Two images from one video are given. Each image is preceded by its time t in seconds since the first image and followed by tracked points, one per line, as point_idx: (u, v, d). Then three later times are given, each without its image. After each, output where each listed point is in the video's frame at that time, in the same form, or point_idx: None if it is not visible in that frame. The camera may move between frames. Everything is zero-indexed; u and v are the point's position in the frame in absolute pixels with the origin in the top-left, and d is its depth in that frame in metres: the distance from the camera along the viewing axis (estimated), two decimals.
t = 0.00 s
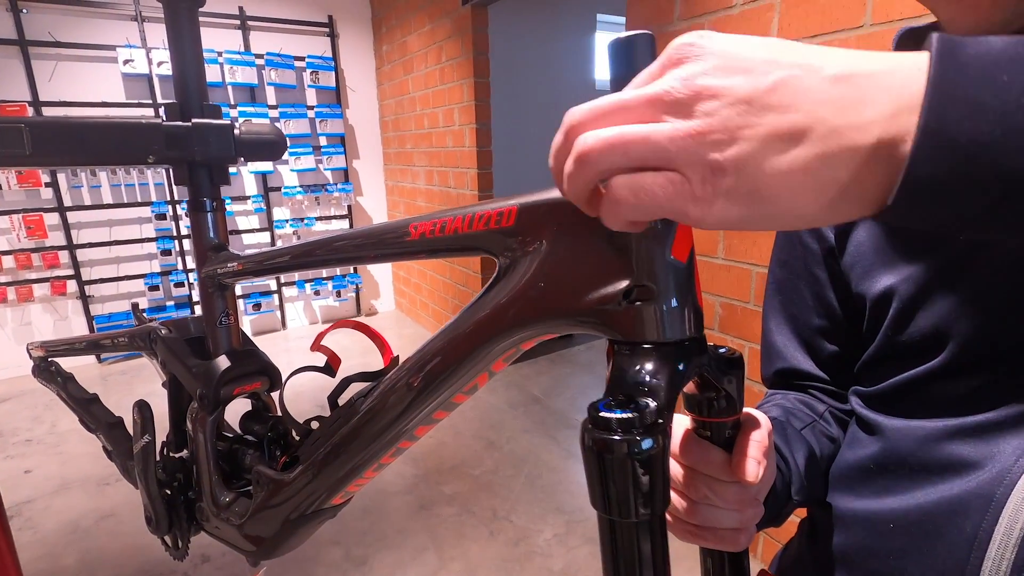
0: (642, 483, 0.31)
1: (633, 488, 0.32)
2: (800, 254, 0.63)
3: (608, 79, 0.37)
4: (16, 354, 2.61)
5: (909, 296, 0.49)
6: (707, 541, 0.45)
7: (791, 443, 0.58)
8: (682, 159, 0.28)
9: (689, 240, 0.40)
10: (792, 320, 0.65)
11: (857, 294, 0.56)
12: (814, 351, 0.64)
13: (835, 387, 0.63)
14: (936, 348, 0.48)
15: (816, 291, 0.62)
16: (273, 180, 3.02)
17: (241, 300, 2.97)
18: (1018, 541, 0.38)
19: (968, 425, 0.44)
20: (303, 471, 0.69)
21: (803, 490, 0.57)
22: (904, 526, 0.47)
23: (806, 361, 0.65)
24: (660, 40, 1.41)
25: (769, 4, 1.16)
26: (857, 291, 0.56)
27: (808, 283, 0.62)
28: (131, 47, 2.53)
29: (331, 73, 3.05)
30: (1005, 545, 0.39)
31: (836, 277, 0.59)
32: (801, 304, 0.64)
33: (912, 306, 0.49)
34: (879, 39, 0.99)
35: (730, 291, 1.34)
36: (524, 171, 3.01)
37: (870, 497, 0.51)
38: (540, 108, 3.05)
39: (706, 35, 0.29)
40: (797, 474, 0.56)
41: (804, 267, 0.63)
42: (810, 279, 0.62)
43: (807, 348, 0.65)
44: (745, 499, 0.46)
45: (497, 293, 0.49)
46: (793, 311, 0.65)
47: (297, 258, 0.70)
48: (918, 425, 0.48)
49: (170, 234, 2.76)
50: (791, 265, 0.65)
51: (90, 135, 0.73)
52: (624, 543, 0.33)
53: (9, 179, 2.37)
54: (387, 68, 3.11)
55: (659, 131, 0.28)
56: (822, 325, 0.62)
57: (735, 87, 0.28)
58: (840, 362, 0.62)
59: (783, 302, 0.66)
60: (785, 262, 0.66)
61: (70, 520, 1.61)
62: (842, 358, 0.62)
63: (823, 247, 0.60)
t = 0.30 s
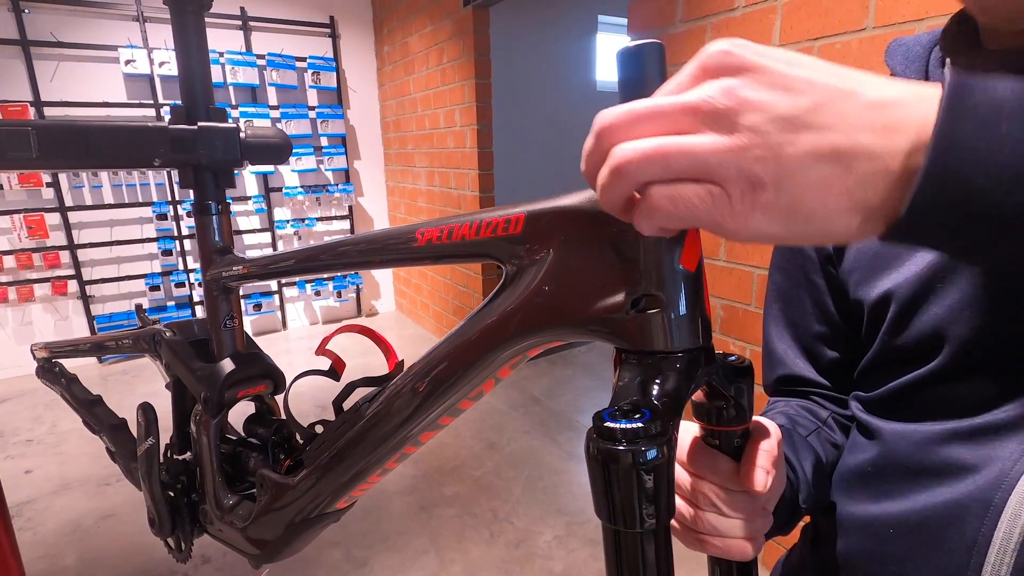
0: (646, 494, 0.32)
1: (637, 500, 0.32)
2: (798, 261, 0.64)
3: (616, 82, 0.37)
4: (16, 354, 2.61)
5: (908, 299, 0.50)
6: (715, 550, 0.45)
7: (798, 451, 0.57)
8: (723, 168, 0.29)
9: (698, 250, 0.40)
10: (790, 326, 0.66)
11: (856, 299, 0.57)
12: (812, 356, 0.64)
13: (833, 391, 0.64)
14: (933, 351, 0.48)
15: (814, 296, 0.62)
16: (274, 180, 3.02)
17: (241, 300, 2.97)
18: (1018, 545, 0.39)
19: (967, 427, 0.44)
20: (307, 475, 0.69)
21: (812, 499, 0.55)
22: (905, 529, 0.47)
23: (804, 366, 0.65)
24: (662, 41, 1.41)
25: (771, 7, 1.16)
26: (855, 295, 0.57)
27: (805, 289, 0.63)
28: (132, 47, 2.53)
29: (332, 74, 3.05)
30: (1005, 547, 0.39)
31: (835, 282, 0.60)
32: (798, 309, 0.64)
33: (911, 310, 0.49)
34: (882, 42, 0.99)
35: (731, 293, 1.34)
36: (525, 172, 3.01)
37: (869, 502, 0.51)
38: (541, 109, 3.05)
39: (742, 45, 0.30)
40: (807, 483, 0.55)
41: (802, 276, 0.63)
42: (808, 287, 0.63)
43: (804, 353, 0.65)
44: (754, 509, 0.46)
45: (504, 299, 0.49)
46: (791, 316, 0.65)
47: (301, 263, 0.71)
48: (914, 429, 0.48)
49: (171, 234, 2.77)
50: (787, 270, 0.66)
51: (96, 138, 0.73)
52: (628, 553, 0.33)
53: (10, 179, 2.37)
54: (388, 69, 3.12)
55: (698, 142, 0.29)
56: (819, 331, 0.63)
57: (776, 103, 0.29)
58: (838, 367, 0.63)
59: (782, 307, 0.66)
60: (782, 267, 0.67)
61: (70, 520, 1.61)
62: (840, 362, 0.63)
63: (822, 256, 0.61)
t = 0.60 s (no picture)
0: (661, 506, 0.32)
1: (652, 510, 0.32)
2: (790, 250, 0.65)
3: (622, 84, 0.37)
4: (17, 355, 2.62)
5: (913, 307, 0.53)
6: (718, 556, 0.45)
7: (791, 450, 0.56)
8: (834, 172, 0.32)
9: (703, 257, 0.40)
10: (776, 317, 0.67)
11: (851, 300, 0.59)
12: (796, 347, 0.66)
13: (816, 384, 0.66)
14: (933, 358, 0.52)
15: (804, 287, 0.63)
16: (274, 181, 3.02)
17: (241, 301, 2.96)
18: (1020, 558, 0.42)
19: (962, 436, 0.48)
20: (310, 479, 0.69)
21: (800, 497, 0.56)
22: (905, 535, 0.50)
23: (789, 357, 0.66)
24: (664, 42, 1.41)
25: (772, 8, 1.16)
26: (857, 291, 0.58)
27: (794, 280, 0.64)
28: (133, 48, 2.53)
29: (333, 74, 3.04)
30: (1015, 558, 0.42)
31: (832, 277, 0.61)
32: (787, 301, 0.65)
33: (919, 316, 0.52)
34: (882, 43, 0.99)
35: (731, 294, 1.34)
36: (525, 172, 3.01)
37: (864, 510, 0.54)
38: (541, 109, 3.05)
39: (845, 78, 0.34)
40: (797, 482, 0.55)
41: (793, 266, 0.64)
42: (794, 283, 0.64)
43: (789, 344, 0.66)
44: (756, 513, 0.45)
45: (509, 304, 0.49)
46: (779, 306, 0.66)
47: (302, 267, 0.71)
48: (910, 436, 0.51)
49: (171, 234, 2.76)
50: (775, 260, 0.66)
51: (99, 140, 0.73)
52: (641, 560, 0.33)
53: (10, 179, 2.37)
54: (388, 69, 3.11)
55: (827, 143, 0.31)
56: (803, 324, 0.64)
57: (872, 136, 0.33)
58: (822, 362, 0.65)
59: (770, 297, 0.67)
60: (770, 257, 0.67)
61: (71, 521, 1.61)
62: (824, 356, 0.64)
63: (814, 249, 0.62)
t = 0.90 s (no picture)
0: (662, 499, 0.32)
1: (654, 505, 0.32)
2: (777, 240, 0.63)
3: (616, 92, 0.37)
4: (16, 356, 2.62)
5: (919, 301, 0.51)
6: (713, 549, 0.46)
7: (777, 436, 0.57)
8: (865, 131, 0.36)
9: (699, 253, 0.41)
10: (759, 306, 0.66)
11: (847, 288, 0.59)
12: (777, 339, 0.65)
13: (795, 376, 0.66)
14: (936, 354, 0.51)
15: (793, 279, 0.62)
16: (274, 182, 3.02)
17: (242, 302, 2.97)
18: None
19: (957, 435, 0.48)
20: (311, 477, 0.69)
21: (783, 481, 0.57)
22: (913, 535, 0.51)
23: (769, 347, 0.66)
24: (663, 43, 1.42)
25: (770, 9, 1.16)
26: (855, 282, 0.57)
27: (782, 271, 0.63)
28: (133, 49, 2.54)
29: (332, 76, 3.05)
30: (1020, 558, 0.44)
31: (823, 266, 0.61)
32: (774, 292, 0.64)
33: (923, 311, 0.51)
34: (880, 45, 0.99)
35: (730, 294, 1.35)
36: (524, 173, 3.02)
37: (868, 507, 0.55)
38: (540, 111, 3.06)
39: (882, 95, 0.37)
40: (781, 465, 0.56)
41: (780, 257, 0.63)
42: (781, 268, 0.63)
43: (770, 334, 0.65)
44: (750, 507, 0.45)
45: (506, 303, 0.50)
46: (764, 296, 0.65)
47: (302, 267, 0.71)
48: (912, 434, 0.51)
49: (171, 235, 2.76)
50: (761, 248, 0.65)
51: (100, 142, 0.74)
52: (643, 554, 0.33)
53: (10, 180, 2.37)
54: (388, 70, 3.12)
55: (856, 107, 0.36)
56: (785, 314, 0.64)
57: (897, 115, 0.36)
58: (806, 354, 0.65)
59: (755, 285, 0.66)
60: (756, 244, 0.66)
61: (71, 522, 1.61)
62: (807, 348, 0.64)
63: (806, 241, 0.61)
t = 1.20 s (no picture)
0: (664, 497, 0.32)
1: (656, 503, 0.32)
2: (773, 246, 0.61)
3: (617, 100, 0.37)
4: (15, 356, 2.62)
5: (929, 319, 0.50)
6: (712, 546, 0.46)
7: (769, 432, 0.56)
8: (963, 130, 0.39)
9: (699, 252, 0.41)
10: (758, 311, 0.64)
11: (856, 303, 0.55)
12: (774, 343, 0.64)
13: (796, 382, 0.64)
14: (949, 372, 0.49)
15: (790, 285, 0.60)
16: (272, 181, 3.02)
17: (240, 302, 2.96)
18: None
19: (975, 440, 0.49)
20: (311, 477, 0.69)
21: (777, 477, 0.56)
22: (926, 538, 0.51)
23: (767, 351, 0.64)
24: (662, 41, 1.42)
25: (768, 8, 1.16)
26: (862, 296, 0.55)
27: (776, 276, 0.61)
28: (130, 48, 2.53)
29: (330, 75, 3.05)
30: None
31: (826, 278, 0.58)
32: (772, 298, 0.62)
33: (935, 327, 0.49)
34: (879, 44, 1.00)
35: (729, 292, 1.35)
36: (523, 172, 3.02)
37: (874, 507, 0.55)
38: (538, 110, 3.06)
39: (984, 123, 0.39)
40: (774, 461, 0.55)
41: (777, 263, 0.61)
42: (782, 280, 0.60)
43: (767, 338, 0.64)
44: (747, 503, 0.45)
45: (506, 302, 0.50)
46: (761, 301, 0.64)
47: (303, 266, 0.71)
48: (920, 438, 0.51)
49: (169, 234, 2.75)
50: (757, 252, 0.63)
51: (99, 142, 0.74)
52: (644, 551, 0.34)
53: (7, 180, 2.36)
54: (386, 69, 3.12)
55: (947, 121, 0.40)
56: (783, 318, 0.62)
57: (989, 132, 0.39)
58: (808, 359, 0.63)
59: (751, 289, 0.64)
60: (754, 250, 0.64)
61: (70, 522, 1.61)
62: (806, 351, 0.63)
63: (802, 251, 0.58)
